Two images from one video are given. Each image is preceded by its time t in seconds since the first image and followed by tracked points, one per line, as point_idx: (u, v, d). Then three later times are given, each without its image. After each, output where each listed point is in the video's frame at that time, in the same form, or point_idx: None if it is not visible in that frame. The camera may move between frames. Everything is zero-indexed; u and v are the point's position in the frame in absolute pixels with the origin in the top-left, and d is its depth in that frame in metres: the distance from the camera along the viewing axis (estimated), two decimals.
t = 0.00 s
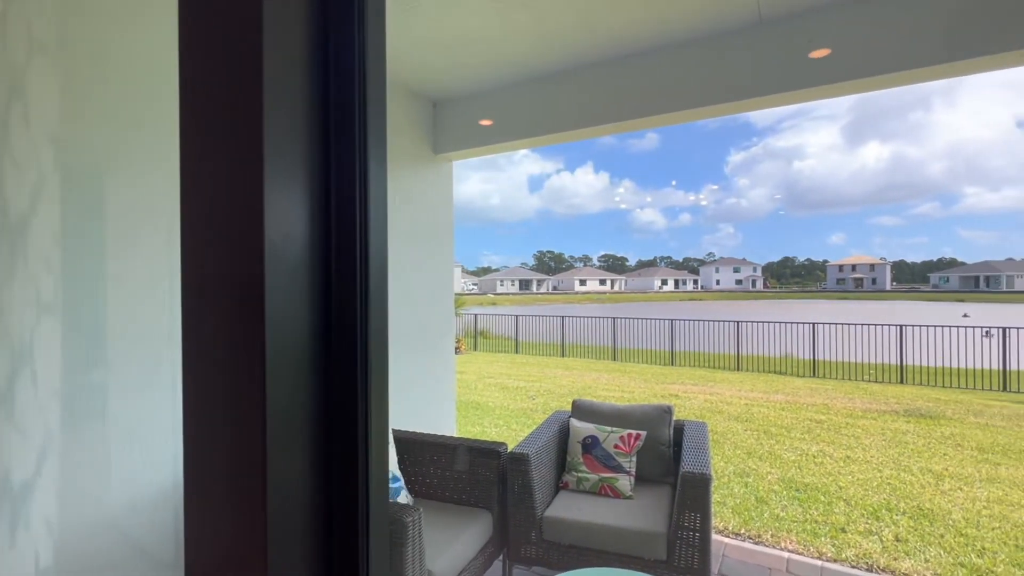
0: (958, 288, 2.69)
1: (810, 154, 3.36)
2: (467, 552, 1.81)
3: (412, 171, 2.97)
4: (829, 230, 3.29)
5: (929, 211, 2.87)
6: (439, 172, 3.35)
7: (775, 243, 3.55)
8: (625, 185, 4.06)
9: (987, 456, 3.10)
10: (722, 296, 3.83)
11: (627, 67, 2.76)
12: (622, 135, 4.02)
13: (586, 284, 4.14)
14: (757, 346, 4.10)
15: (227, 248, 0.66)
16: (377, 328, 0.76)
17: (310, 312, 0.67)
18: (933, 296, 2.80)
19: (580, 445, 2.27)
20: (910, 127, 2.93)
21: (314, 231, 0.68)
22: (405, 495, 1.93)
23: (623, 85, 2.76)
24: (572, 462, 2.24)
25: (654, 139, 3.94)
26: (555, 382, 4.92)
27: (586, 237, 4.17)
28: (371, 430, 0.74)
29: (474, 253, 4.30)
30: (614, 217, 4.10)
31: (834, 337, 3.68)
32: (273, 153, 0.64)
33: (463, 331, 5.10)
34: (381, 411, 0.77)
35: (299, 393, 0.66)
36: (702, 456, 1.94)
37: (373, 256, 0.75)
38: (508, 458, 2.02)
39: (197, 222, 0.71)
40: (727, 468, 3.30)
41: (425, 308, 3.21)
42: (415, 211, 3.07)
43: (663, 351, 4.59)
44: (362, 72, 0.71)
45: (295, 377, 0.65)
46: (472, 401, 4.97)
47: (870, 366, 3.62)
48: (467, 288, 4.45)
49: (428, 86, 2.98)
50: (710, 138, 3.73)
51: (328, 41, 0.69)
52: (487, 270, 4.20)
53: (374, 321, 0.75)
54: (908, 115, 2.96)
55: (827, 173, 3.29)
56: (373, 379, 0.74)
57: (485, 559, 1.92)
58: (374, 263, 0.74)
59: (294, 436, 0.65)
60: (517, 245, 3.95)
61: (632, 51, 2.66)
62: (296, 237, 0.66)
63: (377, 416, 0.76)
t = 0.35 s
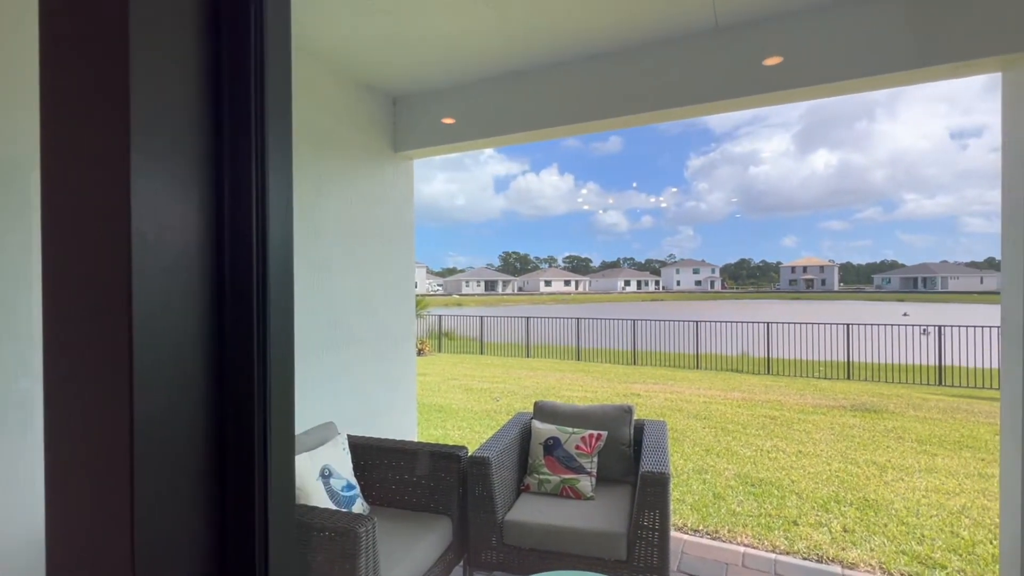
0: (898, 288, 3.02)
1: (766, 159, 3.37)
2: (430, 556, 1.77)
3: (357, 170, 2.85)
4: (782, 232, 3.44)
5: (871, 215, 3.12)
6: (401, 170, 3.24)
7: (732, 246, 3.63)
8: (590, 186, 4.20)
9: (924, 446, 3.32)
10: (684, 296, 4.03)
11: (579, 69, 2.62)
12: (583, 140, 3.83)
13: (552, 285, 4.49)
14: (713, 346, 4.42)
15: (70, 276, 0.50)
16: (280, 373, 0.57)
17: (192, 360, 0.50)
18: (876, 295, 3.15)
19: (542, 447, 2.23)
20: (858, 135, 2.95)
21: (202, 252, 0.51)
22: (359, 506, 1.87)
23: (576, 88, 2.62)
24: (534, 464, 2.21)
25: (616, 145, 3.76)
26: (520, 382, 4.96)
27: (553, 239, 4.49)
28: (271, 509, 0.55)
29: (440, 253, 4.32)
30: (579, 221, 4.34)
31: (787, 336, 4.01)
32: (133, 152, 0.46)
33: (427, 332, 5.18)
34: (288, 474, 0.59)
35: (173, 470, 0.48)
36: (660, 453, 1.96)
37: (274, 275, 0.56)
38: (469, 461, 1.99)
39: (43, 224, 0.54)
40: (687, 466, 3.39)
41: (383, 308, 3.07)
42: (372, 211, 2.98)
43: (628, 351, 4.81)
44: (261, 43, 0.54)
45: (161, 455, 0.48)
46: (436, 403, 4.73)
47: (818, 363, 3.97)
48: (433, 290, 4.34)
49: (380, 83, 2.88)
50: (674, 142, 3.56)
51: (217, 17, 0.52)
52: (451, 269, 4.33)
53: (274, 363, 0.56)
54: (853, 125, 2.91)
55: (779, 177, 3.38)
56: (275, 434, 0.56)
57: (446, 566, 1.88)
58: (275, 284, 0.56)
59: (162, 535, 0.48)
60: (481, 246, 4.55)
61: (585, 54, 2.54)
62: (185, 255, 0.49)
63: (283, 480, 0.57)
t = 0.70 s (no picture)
0: (848, 289, 3.18)
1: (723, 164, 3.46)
2: (393, 562, 1.73)
3: (318, 171, 2.76)
4: (739, 235, 3.52)
5: (825, 219, 3.24)
6: (365, 169, 3.17)
7: (695, 249, 3.68)
8: (557, 187, 4.23)
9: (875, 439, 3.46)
10: (644, 297, 4.05)
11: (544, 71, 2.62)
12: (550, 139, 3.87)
13: (519, 285, 4.46)
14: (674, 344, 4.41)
15: None
16: (194, 336, 0.71)
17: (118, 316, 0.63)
18: (828, 297, 3.28)
19: (508, 448, 2.21)
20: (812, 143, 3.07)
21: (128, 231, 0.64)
22: (319, 513, 1.81)
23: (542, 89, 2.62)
24: (500, 465, 2.19)
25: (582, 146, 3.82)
26: (487, 383, 4.94)
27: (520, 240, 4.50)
28: (186, 436, 0.69)
29: (407, 254, 4.29)
30: (547, 219, 4.41)
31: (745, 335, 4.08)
32: (28, 133, 0.53)
33: (394, 334, 5.08)
34: (200, 418, 0.72)
35: (92, 401, 0.60)
36: (627, 452, 1.98)
37: (189, 257, 0.70)
38: (435, 463, 1.96)
39: None
40: (652, 463, 3.44)
41: (348, 310, 3.00)
42: (336, 211, 2.91)
43: (593, 351, 4.84)
44: (175, 72, 0.68)
45: (75, 391, 0.58)
46: (403, 406, 4.64)
47: (777, 360, 4.07)
48: (399, 291, 4.38)
49: (343, 79, 2.81)
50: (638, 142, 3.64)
51: (130, 39, 0.64)
52: (418, 269, 4.41)
53: (190, 324, 0.70)
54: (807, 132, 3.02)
55: (739, 180, 3.45)
56: (189, 379, 0.70)
57: (410, 572, 1.84)
58: (190, 263, 0.70)
59: (79, 446, 0.58)
60: (450, 245, 4.52)
61: (551, 55, 2.55)
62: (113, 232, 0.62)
63: (194, 421, 0.70)
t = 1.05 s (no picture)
0: (811, 290, 3.29)
1: (693, 166, 3.52)
2: (363, 567, 1.70)
3: (284, 171, 2.68)
4: (707, 237, 3.63)
5: (790, 222, 3.35)
6: (335, 168, 3.11)
7: (666, 250, 3.77)
8: (530, 188, 4.24)
9: (834, 434, 3.60)
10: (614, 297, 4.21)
11: (517, 72, 2.62)
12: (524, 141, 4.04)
13: (494, 287, 4.46)
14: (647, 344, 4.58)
15: None
16: (110, 319, 0.58)
17: (50, 353, 0.52)
18: (791, 297, 3.40)
19: (480, 449, 2.21)
20: (778, 148, 3.18)
21: None
22: (287, 519, 1.76)
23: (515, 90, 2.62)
24: (472, 466, 2.18)
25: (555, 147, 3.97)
26: (460, 384, 4.94)
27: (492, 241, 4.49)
28: (94, 443, 0.56)
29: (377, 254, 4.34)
30: (518, 220, 4.39)
31: (714, 335, 4.25)
32: None
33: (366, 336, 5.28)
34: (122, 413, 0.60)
35: None
36: (598, 451, 2.00)
37: (99, 224, 0.57)
38: (406, 466, 1.94)
39: None
40: (624, 462, 3.49)
41: (317, 311, 2.94)
42: (304, 211, 2.84)
43: (566, 352, 4.93)
44: None
45: None
46: (375, 408, 4.57)
47: (744, 360, 4.27)
48: (371, 292, 4.48)
49: (312, 75, 2.75)
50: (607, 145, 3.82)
51: None
52: (389, 272, 4.43)
53: (105, 303, 0.58)
54: (773, 136, 3.16)
55: (708, 184, 3.49)
56: (102, 366, 0.57)
57: None
58: (101, 231, 0.57)
59: None
60: (421, 247, 4.51)
61: (524, 57, 2.55)
62: None
63: (113, 417, 0.58)
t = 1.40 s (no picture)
0: (771, 291, 3.37)
1: (660, 169, 3.77)
2: (328, 574, 1.67)
3: (245, 170, 2.61)
4: (675, 239, 3.67)
5: (753, 224, 3.45)
6: (299, 167, 3.04)
7: (633, 251, 3.83)
8: (501, 189, 4.25)
9: (793, 431, 3.90)
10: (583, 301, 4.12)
11: (485, 74, 2.63)
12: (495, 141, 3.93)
13: (463, 287, 4.28)
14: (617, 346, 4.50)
15: None
16: None
17: (5, 348, 0.60)
18: (754, 298, 3.44)
19: (449, 451, 2.21)
20: (739, 153, 3.44)
21: None
22: (248, 526, 1.72)
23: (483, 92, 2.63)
24: (441, 469, 2.18)
25: (526, 150, 4.02)
26: (430, 387, 4.94)
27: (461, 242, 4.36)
28: None
29: (346, 254, 4.32)
30: (488, 222, 4.32)
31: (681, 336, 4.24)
32: None
33: (333, 339, 5.01)
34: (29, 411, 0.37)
35: None
36: (566, 451, 2.02)
37: None
38: (373, 469, 1.92)
39: None
40: (591, 460, 3.54)
41: (280, 314, 2.87)
42: (266, 211, 2.77)
43: (536, 352, 4.74)
44: None
45: None
46: (340, 411, 4.75)
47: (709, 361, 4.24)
48: (339, 293, 4.44)
49: (275, 72, 2.68)
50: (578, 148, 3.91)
51: None
52: (358, 273, 4.38)
53: None
54: (738, 142, 3.41)
55: (676, 186, 3.71)
56: None
57: None
58: None
59: None
60: (388, 247, 4.43)
61: (492, 59, 2.56)
62: None
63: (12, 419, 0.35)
